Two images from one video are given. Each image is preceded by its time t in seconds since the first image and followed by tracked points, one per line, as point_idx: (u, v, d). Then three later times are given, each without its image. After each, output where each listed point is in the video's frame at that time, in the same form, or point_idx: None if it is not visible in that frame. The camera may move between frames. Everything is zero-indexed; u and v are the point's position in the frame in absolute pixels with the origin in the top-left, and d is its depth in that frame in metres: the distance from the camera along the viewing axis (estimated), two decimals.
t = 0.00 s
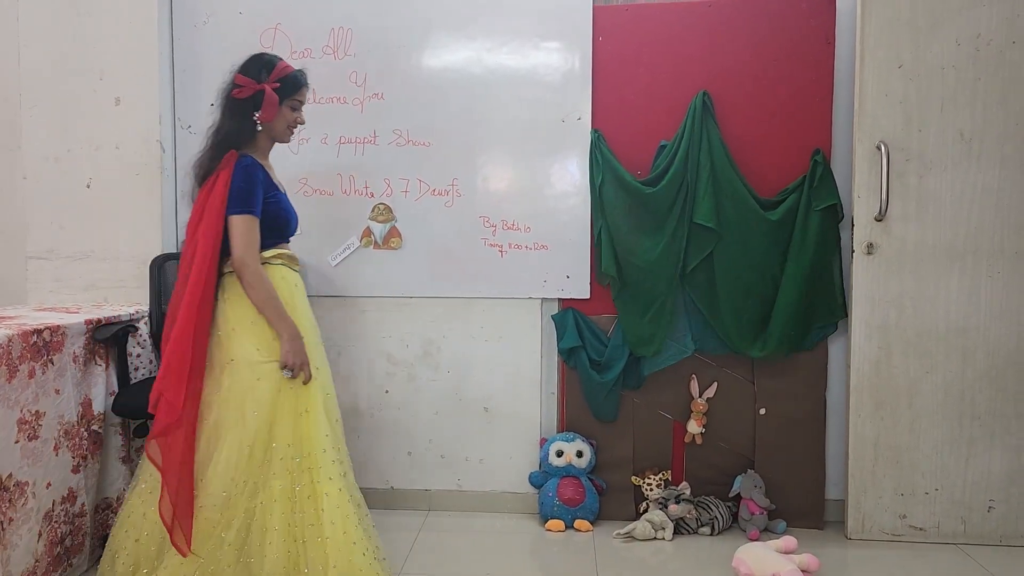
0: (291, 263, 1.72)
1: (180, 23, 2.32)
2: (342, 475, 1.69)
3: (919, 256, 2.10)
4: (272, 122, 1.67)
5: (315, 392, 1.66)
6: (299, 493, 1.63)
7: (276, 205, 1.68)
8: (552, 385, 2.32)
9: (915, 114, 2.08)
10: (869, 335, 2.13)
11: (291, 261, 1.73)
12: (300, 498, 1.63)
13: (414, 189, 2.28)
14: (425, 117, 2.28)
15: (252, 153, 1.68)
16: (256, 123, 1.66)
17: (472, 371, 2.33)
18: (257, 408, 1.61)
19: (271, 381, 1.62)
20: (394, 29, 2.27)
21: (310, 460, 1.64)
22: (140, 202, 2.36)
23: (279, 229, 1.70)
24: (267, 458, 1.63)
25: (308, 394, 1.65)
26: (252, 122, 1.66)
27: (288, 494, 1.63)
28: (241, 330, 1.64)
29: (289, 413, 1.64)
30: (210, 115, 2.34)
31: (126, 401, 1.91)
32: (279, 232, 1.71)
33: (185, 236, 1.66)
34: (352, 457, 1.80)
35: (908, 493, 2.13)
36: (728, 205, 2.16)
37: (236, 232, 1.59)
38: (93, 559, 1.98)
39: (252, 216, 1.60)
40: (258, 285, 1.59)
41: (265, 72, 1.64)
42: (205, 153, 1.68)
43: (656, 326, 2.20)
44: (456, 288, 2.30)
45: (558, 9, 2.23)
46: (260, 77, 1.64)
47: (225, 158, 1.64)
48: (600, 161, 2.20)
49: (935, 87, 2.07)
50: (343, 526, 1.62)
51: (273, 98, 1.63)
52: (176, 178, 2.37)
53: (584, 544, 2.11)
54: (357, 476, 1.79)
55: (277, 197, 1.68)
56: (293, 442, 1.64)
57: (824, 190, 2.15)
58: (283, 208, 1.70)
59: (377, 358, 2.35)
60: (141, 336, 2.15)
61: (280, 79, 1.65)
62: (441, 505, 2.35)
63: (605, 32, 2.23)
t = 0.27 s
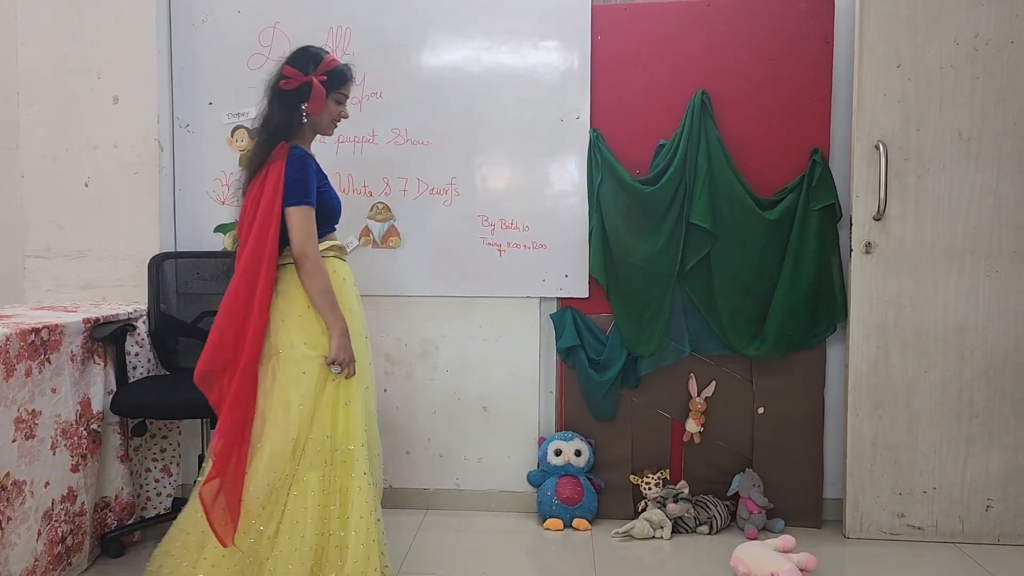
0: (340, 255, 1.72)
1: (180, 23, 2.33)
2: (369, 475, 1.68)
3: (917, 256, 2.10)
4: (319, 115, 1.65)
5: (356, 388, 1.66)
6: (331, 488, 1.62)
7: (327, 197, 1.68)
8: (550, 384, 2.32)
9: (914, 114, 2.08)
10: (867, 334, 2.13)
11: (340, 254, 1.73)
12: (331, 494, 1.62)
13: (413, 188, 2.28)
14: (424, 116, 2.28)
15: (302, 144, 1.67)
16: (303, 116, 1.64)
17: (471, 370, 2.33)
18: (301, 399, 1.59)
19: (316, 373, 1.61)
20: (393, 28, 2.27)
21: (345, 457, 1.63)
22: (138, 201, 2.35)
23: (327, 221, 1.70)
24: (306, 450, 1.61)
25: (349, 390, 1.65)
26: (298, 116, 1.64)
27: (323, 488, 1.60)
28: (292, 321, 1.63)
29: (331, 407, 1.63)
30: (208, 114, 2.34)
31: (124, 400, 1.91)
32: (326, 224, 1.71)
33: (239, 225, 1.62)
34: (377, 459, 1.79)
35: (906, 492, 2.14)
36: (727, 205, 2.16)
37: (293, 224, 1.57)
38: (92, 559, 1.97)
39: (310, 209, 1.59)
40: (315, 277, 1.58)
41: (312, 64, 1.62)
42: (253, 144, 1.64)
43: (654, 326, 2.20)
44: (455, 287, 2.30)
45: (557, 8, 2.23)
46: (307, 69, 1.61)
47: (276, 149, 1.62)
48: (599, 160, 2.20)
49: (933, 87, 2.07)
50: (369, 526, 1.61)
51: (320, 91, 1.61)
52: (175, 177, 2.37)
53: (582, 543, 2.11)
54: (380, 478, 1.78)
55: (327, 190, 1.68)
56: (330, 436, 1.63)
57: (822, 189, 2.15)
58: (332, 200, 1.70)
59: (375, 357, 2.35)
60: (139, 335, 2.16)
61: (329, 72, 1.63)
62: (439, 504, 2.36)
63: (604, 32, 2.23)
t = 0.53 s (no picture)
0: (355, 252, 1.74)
1: (177, 20, 2.32)
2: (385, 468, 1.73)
3: (915, 254, 2.11)
4: (345, 110, 1.69)
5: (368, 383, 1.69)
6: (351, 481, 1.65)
7: (349, 192, 1.71)
8: (548, 382, 2.32)
9: (912, 112, 2.08)
10: (865, 333, 2.13)
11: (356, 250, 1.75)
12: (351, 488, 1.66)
13: (411, 187, 2.28)
14: (422, 114, 2.27)
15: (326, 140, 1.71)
16: (329, 112, 1.69)
17: (469, 368, 2.33)
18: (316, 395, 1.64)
19: (330, 369, 1.66)
20: (391, 26, 2.27)
21: (362, 451, 1.67)
22: (135, 199, 2.35)
23: (350, 215, 1.73)
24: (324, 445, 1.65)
25: (362, 384, 1.68)
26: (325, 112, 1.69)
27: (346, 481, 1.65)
28: (320, 317, 1.66)
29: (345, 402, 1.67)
30: (206, 112, 2.33)
31: (122, 398, 1.91)
32: (351, 218, 1.75)
33: (261, 221, 1.65)
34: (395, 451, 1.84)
35: (904, 491, 2.14)
36: (725, 203, 2.17)
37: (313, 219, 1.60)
38: (90, 557, 1.97)
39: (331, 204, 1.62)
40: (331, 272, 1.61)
41: (337, 61, 1.67)
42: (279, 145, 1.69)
43: (653, 324, 2.20)
44: (454, 285, 2.29)
45: (556, 6, 2.22)
46: (332, 66, 1.67)
47: (300, 145, 1.66)
48: (597, 158, 2.20)
49: (932, 85, 2.07)
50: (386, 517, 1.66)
51: (345, 87, 1.66)
52: (172, 174, 2.37)
53: (580, 541, 2.11)
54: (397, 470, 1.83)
55: (349, 185, 1.71)
56: (347, 431, 1.67)
57: (819, 188, 2.15)
58: (354, 194, 1.73)
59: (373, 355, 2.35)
60: (137, 334, 2.16)
61: (353, 69, 1.68)
62: (437, 502, 2.36)
63: (602, 30, 2.23)
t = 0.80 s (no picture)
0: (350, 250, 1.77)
1: (175, 17, 2.31)
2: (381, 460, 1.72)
3: (913, 252, 2.11)
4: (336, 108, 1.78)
5: (350, 373, 1.70)
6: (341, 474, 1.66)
7: (343, 188, 1.74)
8: (546, 380, 2.32)
9: (910, 110, 2.08)
10: (863, 331, 2.13)
11: (351, 247, 1.77)
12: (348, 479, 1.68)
13: (409, 184, 2.28)
14: (421, 112, 2.27)
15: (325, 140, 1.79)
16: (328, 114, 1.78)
17: (467, 366, 2.33)
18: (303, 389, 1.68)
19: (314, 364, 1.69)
20: (389, 23, 2.26)
21: (353, 443, 1.68)
22: (133, 196, 2.34)
23: (347, 216, 1.77)
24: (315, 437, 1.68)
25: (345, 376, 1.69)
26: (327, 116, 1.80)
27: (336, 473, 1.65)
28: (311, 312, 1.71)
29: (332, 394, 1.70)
30: (204, 109, 2.33)
31: (119, 396, 1.90)
32: (351, 218, 1.78)
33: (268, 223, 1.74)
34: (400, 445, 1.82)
35: (902, 488, 2.14)
36: (724, 201, 2.16)
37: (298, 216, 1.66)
38: (87, 554, 1.97)
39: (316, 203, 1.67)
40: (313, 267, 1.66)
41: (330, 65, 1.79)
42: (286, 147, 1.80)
43: (651, 322, 2.20)
44: (452, 283, 2.29)
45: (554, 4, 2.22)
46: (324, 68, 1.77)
47: (293, 144, 1.74)
48: (596, 156, 2.20)
49: (930, 83, 2.07)
50: (381, 509, 1.65)
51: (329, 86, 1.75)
52: (170, 172, 2.36)
53: (577, 539, 2.12)
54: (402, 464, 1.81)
55: (344, 185, 1.75)
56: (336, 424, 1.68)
57: (818, 186, 2.15)
58: (349, 190, 1.76)
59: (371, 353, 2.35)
60: (134, 331, 2.14)
61: (345, 71, 1.76)
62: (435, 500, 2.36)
63: (600, 27, 2.22)
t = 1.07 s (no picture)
0: (322, 245, 1.86)
1: (172, 14, 2.31)
2: (328, 446, 1.77)
3: (910, 250, 2.11)
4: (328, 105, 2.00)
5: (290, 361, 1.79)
6: (285, 457, 1.72)
7: (319, 181, 1.87)
8: (544, 378, 2.31)
9: (907, 108, 2.09)
10: (860, 329, 2.14)
11: (323, 243, 1.86)
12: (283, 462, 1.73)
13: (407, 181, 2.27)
14: (419, 109, 2.26)
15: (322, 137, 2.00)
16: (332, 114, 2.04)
17: (465, 364, 2.33)
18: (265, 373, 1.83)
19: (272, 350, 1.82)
20: (387, 20, 2.26)
21: (286, 426, 1.73)
22: (129, 193, 2.34)
23: (324, 208, 1.86)
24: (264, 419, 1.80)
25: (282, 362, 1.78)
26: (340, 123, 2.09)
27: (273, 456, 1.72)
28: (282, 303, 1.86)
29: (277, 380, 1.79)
30: (201, 106, 2.32)
31: (115, 393, 1.90)
32: (329, 211, 1.87)
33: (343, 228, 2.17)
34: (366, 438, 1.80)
35: (899, 486, 2.14)
36: (722, 199, 2.16)
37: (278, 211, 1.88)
38: (84, 552, 1.97)
39: (292, 197, 1.87)
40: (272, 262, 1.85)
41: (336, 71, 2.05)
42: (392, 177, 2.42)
43: (650, 319, 2.20)
44: (450, 281, 2.29)
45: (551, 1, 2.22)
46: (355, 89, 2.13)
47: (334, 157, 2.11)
48: (595, 154, 2.20)
49: (928, 81, 2.07)
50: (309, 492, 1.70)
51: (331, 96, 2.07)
52: (167, 169, 2.35)
53: (575, 537, 2.12)
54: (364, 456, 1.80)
55: (318, 180, 1.86)
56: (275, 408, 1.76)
57: (815, 184, 2.15)
58: (323, 183, 1.87)
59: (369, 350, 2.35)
60: (132, 329, 2.14)
61: (331, 71, 2.00)
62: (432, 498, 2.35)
63: (598, 25, 2.22)
